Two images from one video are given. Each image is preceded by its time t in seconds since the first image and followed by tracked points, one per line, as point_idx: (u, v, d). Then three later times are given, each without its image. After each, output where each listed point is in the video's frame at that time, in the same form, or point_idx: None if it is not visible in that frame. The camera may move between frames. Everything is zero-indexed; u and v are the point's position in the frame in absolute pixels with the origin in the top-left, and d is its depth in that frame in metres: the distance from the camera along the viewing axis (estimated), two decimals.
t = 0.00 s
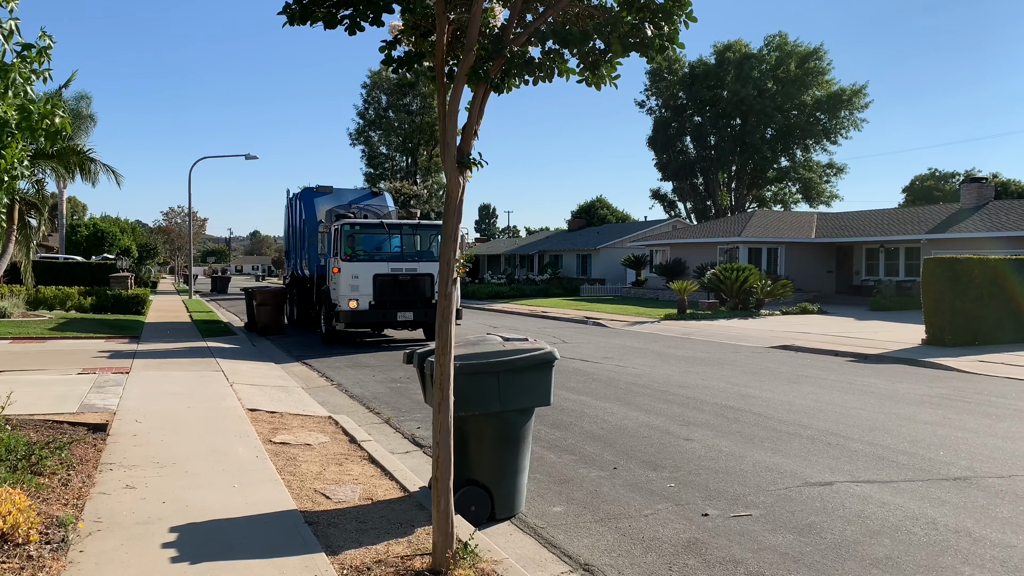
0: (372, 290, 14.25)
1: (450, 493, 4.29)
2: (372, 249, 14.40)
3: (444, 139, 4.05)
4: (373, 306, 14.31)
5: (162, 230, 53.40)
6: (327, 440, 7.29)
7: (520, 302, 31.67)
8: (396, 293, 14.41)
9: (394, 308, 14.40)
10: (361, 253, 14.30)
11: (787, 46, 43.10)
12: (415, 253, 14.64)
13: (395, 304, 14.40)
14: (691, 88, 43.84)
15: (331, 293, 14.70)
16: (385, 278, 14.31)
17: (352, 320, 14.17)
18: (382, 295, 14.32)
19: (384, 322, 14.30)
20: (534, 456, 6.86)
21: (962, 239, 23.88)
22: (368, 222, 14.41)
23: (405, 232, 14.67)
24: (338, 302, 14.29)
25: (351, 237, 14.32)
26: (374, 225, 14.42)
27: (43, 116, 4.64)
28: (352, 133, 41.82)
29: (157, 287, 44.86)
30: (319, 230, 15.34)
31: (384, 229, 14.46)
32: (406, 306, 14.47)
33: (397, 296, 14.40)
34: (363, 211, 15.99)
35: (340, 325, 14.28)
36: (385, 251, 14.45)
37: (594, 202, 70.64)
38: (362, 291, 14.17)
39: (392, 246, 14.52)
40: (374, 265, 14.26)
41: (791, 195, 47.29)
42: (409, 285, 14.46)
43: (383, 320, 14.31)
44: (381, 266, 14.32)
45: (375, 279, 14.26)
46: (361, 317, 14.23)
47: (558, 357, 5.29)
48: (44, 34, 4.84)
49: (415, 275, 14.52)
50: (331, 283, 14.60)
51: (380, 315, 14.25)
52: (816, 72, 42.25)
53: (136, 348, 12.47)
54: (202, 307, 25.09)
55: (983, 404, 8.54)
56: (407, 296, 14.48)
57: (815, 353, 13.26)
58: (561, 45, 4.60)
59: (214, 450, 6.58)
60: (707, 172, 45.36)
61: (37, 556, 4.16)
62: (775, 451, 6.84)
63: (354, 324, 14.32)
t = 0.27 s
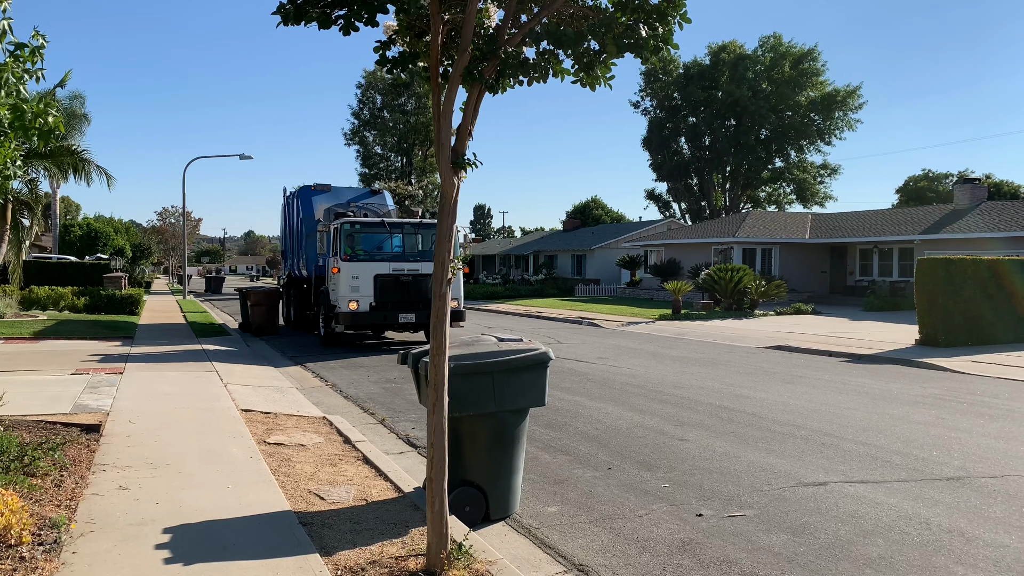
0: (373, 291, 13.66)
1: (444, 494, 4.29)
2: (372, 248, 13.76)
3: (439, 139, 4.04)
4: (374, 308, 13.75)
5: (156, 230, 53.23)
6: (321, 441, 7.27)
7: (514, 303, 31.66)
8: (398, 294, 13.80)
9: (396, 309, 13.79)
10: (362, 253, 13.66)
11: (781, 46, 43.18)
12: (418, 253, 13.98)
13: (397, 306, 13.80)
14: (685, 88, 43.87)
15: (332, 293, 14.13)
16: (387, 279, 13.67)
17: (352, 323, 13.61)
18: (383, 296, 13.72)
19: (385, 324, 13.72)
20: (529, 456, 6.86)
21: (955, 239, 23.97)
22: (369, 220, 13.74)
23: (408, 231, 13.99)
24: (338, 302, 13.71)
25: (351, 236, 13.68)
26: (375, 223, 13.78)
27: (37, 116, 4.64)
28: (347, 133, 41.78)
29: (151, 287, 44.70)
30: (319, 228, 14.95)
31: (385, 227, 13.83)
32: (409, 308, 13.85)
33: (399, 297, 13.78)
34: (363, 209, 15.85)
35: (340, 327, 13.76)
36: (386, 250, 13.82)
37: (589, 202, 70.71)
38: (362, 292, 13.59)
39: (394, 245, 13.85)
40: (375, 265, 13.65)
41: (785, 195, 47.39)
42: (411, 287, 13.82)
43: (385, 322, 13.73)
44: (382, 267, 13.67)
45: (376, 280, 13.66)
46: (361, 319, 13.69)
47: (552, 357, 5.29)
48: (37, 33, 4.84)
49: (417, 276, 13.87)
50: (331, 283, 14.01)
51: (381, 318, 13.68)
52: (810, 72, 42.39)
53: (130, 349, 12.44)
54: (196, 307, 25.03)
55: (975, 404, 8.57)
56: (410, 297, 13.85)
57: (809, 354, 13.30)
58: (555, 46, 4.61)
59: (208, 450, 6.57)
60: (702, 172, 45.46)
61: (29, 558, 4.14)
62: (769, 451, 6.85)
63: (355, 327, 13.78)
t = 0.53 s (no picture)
0: (374, 292, 13.31)
1: (438, 494, 4.28)
2: (373, 248, 13.51)
3: (433, 140, 4.04)
4: (375, 309, 13.39)
5: (149, 230, 52.97)
6: (315, 441, 7.25)
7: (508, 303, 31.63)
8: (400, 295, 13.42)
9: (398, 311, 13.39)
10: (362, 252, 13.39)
11: (776, 47, 43.24)
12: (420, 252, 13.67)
13: (399, 307, 13.41)
14: (680, 89, 43.87)
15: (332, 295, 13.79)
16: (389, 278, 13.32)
17: (352, 325, 13.24)
18: (384, 297, 13.36)
19: (387, 326, 13.33)
20: (523, 456, 6.86)
21: (947, 240, 24.06)
22: (368, 219, 13.51)
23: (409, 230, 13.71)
24: (338, 304, 13.34)
25: (351, 235, 13.44)
26: (375, 222, 13.54)
27: (29, 114, 4.62)
28: (341, 133, 41.70)
29: (144, 287, 44.44)
30: (319, 228, 14.74)
31: (385, 226, 13.56)
32: (411, 309, 13.45)
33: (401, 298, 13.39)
34: (363, 208, 15.69)
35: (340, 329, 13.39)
36: (387, 250, 13.52)
37: (583, 202, 70.76)
38: (363, 293, 13.25)
39: (395, 245, 13.56)
40: (375, 265, 13.33)
41: (778, 196, 47.49)
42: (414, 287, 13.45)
43: (386, 324, 13.34)
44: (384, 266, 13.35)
45: (377, 279, 13.35)
46: (362, 320, 13.34)
47: (546, 358, 5.29)
48: (30, 32, 4.82)
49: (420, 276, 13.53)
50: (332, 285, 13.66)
51: (383, 319, 13.30)
52: (804, 73, 42.48)
53: (123, 349, 12.39)
54: (189, 307, 24.94)
55: (968, 404, 8.61)
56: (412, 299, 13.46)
57: (802, 354, 13.32)
58: (549, 46, 4.61)
59: (201, 451, 6.55)
60: (696, 173, 45.52)
61: (21, 559, 4.12)
62: (762, 452, 6.87)
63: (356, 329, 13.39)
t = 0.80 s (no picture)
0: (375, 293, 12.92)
1: (430, 494, 4.28)
2: (373, 247, 13.14)
3: (426, 139, 4.05)
4: (375, 311, 13.04)
5: (142, 229, 52.75)
6: (308, 441, 7.24)
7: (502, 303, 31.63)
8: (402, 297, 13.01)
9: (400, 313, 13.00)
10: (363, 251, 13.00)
11: (768, 49, 43.35)
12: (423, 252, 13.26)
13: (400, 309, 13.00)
14: (673, 90, 43.91)
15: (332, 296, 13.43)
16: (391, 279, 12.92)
17: (353, 327, 12.86)
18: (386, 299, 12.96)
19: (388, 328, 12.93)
20: (516, 456, 6.86)
21: (939, 242, 24.13)
22: (368, 218, 13.15)
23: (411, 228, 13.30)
24: (338, 305, 12.98)
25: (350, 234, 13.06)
26: (375, 221, 13.14)
27: (20, 113, 4.60)
28: (334, 133, 41.64)
29: (136, 286, 44.24)
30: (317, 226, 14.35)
31: (386, 225, 13.17)
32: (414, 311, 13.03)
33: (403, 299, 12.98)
34: (361, 206, 15.36)
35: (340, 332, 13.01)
36: (388, 249, 13.12)
37: (576, 203, 70.85)
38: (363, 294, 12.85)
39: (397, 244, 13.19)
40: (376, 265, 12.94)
41: (771, 197, 47.62)
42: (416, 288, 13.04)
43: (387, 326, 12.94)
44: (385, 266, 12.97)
45: (378, 280, 12.99)
46: (362, 322, 13.00)
47: (538, 358, 5.29)
48: (22, 31, 4.80)
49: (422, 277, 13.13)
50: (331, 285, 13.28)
51: (384, 322, 12.90)
52: (797, 75, 42.62)
53: (114, 349, 12.34)
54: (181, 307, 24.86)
55: (958, 404, 8.65)
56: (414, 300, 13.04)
57: (794, 354, 13.36)
58: (542, 46, 4.62)
59: (193, 451, 6.53)
60: (689, 174, 45.62)
61: (11, 559, 4.11)
62: (754, 452, 6.89)
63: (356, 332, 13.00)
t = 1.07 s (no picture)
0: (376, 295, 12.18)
1: (422, 495, 4.28)
2: (374, 247, 12.37)
3: (417, 140, 4.04)
4: (377, 314, 12.29)
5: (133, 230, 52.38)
6: (299, 442, 7.22)
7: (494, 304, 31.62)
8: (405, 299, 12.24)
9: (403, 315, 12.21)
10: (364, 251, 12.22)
11: (760, 50, 43.46)
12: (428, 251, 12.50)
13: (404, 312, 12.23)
14: (666, 91, 43.98)
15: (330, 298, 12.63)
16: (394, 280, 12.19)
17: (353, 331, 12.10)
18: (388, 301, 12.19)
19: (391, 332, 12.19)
20: (508, 457, 6.85)
21: (929, 243, 24.22)
22: (370, 216, 12.37)
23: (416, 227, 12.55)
24: (337, 308, 12.18)
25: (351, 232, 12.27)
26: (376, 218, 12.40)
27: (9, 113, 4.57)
28: (327, 133, 41.52)
29: (126, 287, 43.89)
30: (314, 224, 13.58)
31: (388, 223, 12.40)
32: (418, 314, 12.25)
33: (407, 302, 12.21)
34: (360, 204, 14.84)
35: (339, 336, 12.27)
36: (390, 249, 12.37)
37: (569, 204, 70.94)
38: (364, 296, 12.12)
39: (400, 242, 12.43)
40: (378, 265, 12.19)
41: (763, 198, 47.75)
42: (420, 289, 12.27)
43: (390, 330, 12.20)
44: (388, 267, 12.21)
45: (380, 282, 12.24)
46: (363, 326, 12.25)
47: (531, 358, 5.29)
48: (11, 30, 4.77)
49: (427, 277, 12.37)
50: (330, 287, 12.48)
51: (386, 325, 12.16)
52: (789, 76, 42.75)
53: (105, 351, 12.28)
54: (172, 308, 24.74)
55: (948, 405, 8.69)
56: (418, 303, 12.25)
57: (786, 355, 13.39)
58: (534, 48, 4.63)
59: (184, 452, 6.50)
60: (681, 175, 45.69)
61: None
62: (746, 452, 6.90)
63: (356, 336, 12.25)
